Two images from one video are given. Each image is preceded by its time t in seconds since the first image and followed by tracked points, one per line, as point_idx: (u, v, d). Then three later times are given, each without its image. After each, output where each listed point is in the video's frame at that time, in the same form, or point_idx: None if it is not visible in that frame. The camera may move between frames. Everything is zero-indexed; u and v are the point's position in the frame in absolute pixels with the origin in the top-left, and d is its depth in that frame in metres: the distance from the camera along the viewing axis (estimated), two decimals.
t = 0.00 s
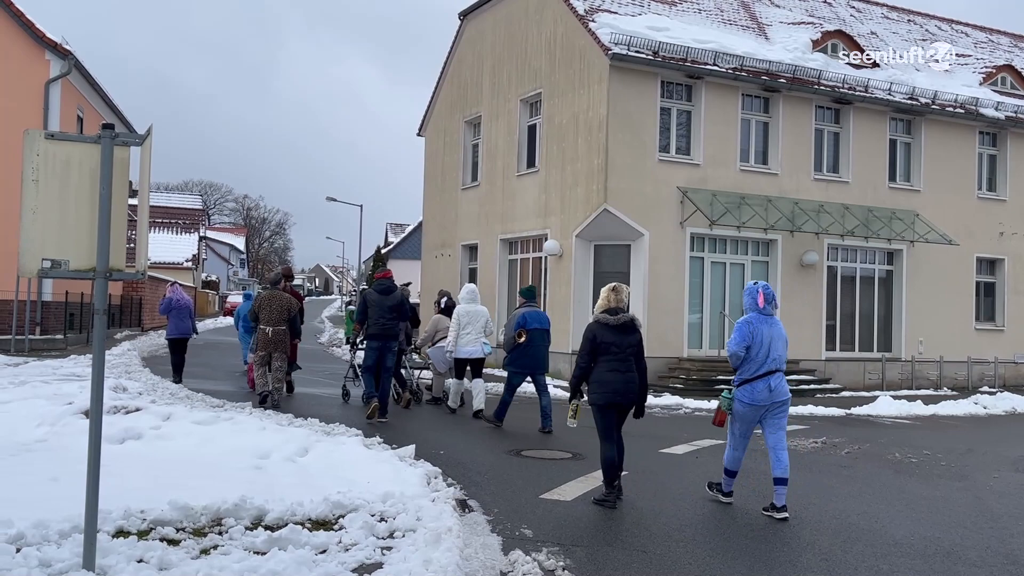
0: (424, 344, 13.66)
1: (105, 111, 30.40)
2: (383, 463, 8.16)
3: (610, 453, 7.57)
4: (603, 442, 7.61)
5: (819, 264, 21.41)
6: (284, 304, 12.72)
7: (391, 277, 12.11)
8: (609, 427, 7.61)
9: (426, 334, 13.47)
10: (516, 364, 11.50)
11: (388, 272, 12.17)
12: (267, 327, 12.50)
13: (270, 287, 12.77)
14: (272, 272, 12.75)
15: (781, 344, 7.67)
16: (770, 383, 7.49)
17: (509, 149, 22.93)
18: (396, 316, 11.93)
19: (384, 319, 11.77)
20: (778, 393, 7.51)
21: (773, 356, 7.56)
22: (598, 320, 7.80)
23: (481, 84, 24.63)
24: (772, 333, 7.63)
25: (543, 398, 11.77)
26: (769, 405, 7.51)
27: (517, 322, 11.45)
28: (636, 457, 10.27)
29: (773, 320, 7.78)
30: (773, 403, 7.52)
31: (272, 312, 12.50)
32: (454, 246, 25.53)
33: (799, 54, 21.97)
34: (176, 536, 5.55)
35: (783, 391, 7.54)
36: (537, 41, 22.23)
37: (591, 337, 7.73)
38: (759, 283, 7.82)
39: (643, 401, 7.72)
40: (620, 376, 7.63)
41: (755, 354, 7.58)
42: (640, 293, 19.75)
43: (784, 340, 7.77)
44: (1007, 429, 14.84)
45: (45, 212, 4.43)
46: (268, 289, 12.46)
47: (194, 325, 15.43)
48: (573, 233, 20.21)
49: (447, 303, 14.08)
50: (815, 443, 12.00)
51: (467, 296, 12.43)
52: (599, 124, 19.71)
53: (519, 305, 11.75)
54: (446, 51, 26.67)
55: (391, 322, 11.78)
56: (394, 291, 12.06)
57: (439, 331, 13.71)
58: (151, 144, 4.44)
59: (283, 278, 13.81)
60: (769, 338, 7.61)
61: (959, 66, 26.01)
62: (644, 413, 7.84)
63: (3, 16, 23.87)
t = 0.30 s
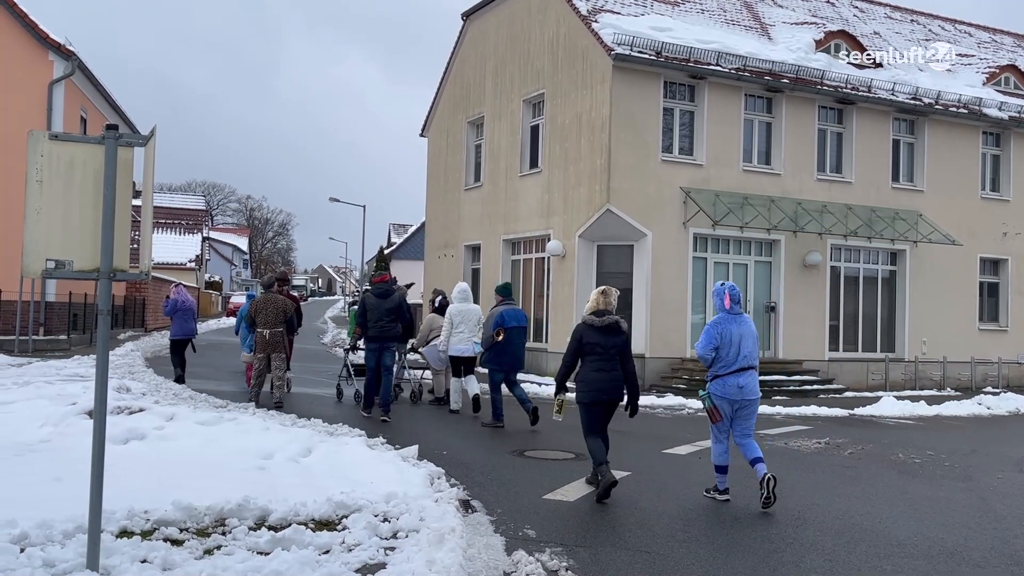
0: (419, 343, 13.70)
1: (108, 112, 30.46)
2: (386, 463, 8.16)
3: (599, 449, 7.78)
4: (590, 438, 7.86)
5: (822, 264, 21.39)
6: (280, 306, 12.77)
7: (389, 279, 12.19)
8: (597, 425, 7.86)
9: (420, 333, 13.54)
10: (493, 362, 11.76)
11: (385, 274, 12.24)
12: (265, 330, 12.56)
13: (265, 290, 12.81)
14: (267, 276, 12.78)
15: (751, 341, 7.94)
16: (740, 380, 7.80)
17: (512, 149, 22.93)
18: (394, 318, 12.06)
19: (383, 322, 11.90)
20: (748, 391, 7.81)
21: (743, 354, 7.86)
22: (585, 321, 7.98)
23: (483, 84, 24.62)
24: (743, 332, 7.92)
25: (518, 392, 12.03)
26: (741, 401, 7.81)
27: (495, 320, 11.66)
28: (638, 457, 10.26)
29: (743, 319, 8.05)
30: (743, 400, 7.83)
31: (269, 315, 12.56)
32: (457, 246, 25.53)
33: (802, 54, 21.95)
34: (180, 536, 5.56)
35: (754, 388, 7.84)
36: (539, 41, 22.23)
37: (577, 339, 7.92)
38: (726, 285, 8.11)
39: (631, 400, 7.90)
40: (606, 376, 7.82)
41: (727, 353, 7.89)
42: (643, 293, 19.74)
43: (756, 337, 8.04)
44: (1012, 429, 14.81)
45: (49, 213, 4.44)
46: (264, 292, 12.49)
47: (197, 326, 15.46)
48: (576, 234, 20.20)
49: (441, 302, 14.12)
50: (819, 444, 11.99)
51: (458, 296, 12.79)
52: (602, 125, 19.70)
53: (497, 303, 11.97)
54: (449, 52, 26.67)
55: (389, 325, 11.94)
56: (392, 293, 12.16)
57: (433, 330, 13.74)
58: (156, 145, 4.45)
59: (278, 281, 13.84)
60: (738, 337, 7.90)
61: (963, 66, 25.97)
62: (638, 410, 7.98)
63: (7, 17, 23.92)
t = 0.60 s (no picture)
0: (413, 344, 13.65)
1: (107, 112, 30.43)
2: (385, 464, 8.17)
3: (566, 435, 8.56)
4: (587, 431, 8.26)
5: (821, 265, 21.39)
6: (269, 303, 12.96)
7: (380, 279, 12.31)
8: (568, 413, 8.55)
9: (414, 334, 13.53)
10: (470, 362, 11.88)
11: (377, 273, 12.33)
12: (255, 327, 12.75)
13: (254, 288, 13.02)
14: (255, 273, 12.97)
15: (720, 337, 8.50)
16: (716, 374, 8.32)
17: (511, 150, 22.93)
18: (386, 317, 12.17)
19: (376, 320, 12.02)
20: (722, 384, 8.34)
21: (716, 349, 8.38)
22: (570, 318, 8.50)
23: (482, 85, 24.63)
24: (713, 329, 8.48)
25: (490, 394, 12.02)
26: (716, 394, 8.32)
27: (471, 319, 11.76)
28: (637, 457, 10.27)
29: (711, 317, 8.60)
30: (718, 392, 8.34)
31: (258, 312, 12.76)
32: (456, 246, 25.54)
33: (801, 55, 21.97)
34: (179, 537, 5.56)
35: (726, 381, 8.38)
36: (538, 41, 22.24)
37: (563, 333, 8.42)
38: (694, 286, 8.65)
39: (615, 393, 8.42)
40: (590, 369, 8.36)
41: (699, 349, 8.39)
42: (642, 293, 19.73)
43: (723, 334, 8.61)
44: (1011, 430, 14.81)
45: (48, 214, 4.43)
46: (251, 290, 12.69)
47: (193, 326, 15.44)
48: (575, 234, 20.21)
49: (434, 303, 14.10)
50: (818, 444, 11.98)
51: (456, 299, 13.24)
52: (601, 125, 19.71)
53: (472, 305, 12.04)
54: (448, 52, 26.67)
55: (382, 323, 12.05)
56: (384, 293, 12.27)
57: (427, 330, 13.68)
58: (155, 145, 4.44)
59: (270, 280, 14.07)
60: (710, 333, 8.43)
61: (962, 66, 25.99)
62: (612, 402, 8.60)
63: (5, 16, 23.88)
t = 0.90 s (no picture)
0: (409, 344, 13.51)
1: (107, 113, 30.42)
2: (386, 464, 8.17)
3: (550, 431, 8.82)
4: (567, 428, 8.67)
5: (821, 265, 21.39)
6: (267, 305, 13.05)
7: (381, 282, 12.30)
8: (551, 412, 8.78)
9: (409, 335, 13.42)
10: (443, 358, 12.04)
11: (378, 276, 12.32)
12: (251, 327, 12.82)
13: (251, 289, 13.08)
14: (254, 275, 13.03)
15: (696, 336, 8.81)
16: (691, 372, 8.61)
17: (511, 150, 22.94)
18: (387, 321, 12.16)
19: (376, 322, 12.03)
20: (696, 382, 8.64)
21: (691, 347, 8.70)
22: (548, 318, 8.70)
23: (482, 85, 24.64)
24: (689, 326, 8.80)
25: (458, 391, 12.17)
26: (689, 392, 8.62)
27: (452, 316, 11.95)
28: (637, 458, 10.27)
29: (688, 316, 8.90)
30: (692, 390, 8.66)
31: (255, 313, 12.83)
32: (456, 247, 25.56)
33: (801, 55, 21.98)
34: (180, 538, 5.55)
35: (701, 379, 8.68)
36: (538, 42, 22.24)
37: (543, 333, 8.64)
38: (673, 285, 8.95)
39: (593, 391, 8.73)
40: (570, 368, 8.63)
41: (676, 346, 8.70)
42: (643, 293, 19.72)
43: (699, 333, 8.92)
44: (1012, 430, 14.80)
45: (50, 214, 4.43)
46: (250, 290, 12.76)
47: (189, 328, 15.43)
48: (575, 235, 20.22)
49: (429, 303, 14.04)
50: (818, 444, 11.98)
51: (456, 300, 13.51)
52: (601, 125, 19.71)
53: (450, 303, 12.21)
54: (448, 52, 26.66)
55: (382, 326, 12.05)
56: (384, 295, 12.26)
57: (423, 330, 13.51)
58: (157, 146, 4.44)
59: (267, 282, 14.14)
60: (686, 332, 8.74)
61: (962, 66, 25.98)
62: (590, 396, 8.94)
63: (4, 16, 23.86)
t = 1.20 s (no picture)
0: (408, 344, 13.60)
1: (111, 114, 30.47)
2: (390, 466, 8.17)
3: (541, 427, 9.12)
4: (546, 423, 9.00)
5: (824, 266, 21.35)
6: (269, 307, 13.09)
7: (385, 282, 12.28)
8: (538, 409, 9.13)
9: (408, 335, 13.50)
10: (423, 361, 11.94)
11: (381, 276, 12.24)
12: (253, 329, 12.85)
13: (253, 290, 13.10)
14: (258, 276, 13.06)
15: (671, 335, 9.06)
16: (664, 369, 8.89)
17: (514, 151, 22.94)
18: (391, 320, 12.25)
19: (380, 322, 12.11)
20: (670, 378, 8.91)
21: (665, 346, 8.95)
22: (531, 318, 9.23)
23: (485, 86, 24.65)
24: (665, 326, 9.04)
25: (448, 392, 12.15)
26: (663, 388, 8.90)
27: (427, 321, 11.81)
28: (640, 459, 10.26)
29: (664, 316, 9.14)
30: (667, 386, 8.92)
31: (258, 315, 12.86)
32: (459, 248, 25.57)
33: (805, 56, 21.96)
34: (184, 539, 5.55)
35: (676, 376, 8.95)
36: (542, 43, 22.24)
37: (526, 333, 9.15)
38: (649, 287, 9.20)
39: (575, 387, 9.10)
40: (550, 365, 9.05)
41: (652, 345, 8.94)
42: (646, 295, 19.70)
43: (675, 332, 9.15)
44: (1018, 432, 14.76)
45: (54, 215, 4.43)
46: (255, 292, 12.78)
47: (185, 327, 15.46)
48: (578, 236, 20.20)
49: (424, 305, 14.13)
50: (823, 446, 11.95)
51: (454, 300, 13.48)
52: (605, 126, 19.70)
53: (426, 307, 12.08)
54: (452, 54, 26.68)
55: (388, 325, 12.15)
56: (388, 295, 12.27)
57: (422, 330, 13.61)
58: (162, 148, 4.44)
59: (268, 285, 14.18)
60: (661, 331, 8.99)
61: (966, 68, 25.95)
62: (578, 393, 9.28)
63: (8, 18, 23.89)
